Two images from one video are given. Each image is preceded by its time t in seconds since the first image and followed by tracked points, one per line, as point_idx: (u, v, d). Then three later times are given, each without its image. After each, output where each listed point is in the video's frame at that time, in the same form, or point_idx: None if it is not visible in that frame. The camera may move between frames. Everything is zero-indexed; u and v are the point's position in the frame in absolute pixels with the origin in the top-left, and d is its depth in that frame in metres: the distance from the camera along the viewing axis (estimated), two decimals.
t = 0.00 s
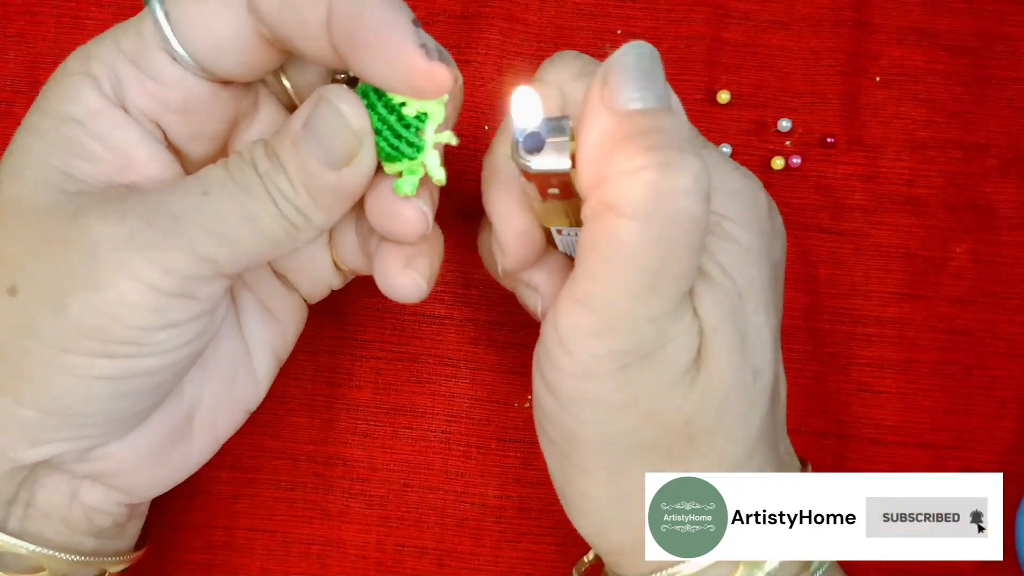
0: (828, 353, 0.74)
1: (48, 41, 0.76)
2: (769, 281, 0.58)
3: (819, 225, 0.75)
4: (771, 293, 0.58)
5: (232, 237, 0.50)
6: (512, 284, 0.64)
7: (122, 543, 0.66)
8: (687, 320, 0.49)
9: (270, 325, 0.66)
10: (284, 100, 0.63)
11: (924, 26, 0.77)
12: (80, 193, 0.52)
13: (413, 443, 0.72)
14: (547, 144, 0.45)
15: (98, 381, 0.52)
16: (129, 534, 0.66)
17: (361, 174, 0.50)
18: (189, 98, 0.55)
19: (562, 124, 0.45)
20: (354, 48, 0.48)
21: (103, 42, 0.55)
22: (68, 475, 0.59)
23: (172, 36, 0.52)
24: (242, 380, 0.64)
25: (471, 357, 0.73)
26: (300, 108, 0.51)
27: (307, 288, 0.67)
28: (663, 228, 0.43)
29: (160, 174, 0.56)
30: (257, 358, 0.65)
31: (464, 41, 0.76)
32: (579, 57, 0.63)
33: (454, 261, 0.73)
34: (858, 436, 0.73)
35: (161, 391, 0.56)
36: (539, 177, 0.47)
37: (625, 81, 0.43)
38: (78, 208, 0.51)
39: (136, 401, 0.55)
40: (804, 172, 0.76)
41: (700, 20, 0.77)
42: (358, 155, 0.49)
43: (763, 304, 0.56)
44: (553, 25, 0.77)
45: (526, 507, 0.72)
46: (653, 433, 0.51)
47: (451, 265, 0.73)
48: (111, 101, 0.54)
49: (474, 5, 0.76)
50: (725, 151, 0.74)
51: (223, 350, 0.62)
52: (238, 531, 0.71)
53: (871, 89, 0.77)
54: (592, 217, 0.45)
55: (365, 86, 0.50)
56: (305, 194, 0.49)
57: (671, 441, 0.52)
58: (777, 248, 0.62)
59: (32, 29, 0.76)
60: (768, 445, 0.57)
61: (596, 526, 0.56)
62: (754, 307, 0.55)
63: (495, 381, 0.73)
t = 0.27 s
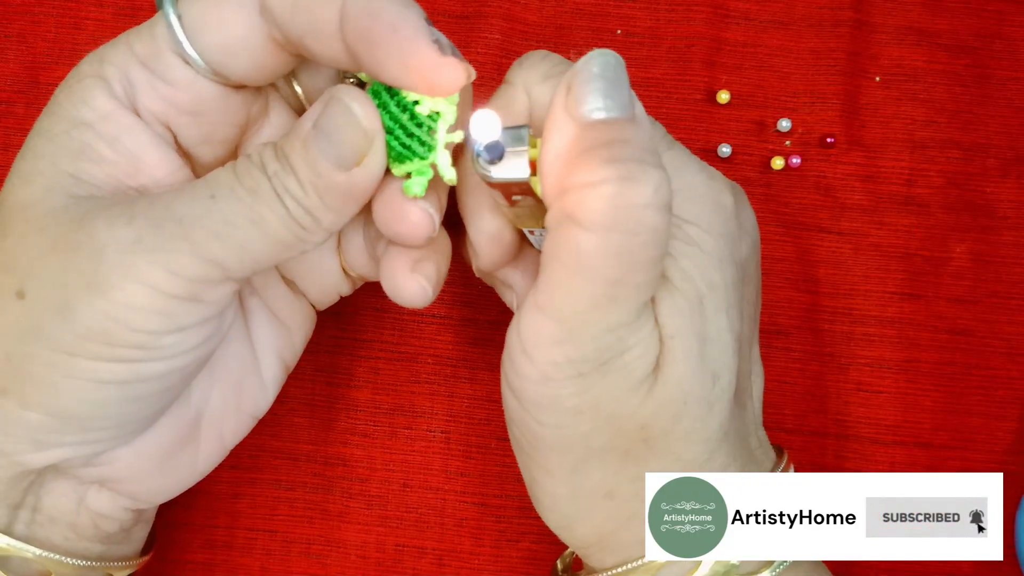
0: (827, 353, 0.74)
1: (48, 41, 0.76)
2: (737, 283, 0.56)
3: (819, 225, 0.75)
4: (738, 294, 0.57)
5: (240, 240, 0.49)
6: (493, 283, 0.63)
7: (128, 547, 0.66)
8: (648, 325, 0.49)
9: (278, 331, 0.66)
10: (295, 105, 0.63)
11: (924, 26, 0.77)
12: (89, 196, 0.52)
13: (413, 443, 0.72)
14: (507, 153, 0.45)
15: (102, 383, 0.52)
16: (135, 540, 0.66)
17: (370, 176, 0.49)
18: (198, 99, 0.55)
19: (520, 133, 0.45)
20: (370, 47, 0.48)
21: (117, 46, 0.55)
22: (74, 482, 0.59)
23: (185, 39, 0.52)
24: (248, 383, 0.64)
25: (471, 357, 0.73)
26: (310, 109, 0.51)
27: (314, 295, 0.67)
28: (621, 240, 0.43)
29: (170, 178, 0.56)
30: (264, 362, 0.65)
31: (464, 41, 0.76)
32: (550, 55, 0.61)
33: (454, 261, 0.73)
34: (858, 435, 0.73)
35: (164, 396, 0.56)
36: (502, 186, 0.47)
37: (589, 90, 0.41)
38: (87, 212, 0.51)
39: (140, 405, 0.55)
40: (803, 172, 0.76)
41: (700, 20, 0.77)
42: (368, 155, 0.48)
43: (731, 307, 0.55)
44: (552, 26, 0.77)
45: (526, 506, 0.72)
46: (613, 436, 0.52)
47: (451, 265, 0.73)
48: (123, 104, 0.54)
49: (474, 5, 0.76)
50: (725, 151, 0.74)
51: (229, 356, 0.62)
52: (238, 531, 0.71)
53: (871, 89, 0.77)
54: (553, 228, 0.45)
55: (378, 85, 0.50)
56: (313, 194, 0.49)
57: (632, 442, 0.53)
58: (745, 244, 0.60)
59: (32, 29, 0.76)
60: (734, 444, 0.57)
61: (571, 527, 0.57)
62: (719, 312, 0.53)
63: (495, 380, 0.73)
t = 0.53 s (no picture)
0: (827, 353, 0.74)
1: (48, 41, 0.76)
2: (729, 285, 0.56)
3: (819, 225, 0.75)
4: (731, 296, 0.57)
5: (239, 238, 0.49)
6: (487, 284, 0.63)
7: (129, 548, 0.66)
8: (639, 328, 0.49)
9: (280, 333, 0.66)
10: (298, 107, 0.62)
11: (924, 26, 0.77)
12: (91, 195, 0.52)
13: (413, 443, 0.72)
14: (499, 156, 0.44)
15: (100, 381, 0.52)
16: (137, 540, 0.67)
17: (369, 173, 0.49)
18: (201, 99, 0.55)
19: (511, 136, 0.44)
20: (370, 44, 0.48)
21: (121, 47, 0.55)
22: (76, 481, 0.59)
23: (187, 39, 0.52)
24: (249, 384, 0.64)
25: (471, 357, 0.73)
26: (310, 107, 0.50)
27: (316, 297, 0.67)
28: (613, 243, 0.43)
29: (172, 178, 0.56)
30: (265, 362, 0.65)
31: (464, 42, 0.76)
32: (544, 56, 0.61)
33: (453, 261, 0.73)
34: (858, 436, 0.73)
35: (163, 394, 0.56)
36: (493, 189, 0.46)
37: (579, 93, 0.42)
38: (89, 211, 0.51)
39: (137, 403, 0.54)
40: (803, 172, 0.76)
41: (700, 20, 0.77)
42: (366, 152, 0.48)
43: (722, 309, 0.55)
44: (552, 26, 0.76)
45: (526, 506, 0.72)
46: (605, 438, 0.52)
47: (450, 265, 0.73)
48: (127, 105, 0.54)
49: (473, 5, 0.76)
50: (725, 151, 0.74)
51: (230, 356, 0.62)
52: (238, 531, 0.71)
53: (871, 89, 0.77)
54: (544, 231, 0.45)
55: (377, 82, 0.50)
56: (312, 192, 0.48)
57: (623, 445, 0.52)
58: (738, 246, 0.60)
59: (32, 29, 0.76)
60: (726, 444, 0.57)
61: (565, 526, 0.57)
62: (710, 314, 0.53)
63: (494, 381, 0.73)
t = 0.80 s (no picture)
0: (827, 353, 0.74)
1: (48, 41, 0.76)
2: (725, 282, 0.56)
3: (820, 225, 0.75)
4: (727, 293, 0.56)
5: (235, 236, 0.49)
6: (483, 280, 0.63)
7: (128, 546, 0.66)
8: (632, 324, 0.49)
9: (279, 332, 0.66)
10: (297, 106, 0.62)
11: (925, 26, 0.77)
12: (88, 193, 0.52)
13: (413, 443, 0.72)
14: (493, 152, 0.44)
15: (96, 377, 0.52)
16: (135, 539, 0.66)
17: (365, 170, 0.49)
18: (199, 98, 0.55)
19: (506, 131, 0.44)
20: (365, 42, 0.48)
21: (121, 46, 0.55)
22: (71, 478, 0.60)
23: (186, 38, 0.52)
24: (247, 383, 0.64)
25: (470, 357, 0.73)
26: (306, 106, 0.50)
27: (315, 297, 0.67)
28: (606, 239, 0.43)
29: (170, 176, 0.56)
30: (264, 362, 0.65)
31: (463, 42, 0.76)
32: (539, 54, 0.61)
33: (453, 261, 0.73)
34: (858, 435, 0.73)
35: (159, 392, 0.56)
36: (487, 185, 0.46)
37: (574, 90, 0.42)
38: (85, 209, 0.51)
39: (133, 400, 0.54)
40: (803, 172, 0.76)
41: (700, 20, 0.77)
42: (361, 150, 0.48)
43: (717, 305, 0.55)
44: (552, 26, 0.76)
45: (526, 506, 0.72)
46: (599, 434, 0.52)
47: (450, 265, 0.73)
48: (126, 104, 0.55)
49: (473, 5, 0.76)
50: (725, 151, 0.74)
51: (228, 355, 0.62)
52: (238, 531, 0.71)
53: (871, 89, 0.77)
54: (537, 228, 0.45)
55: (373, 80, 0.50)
56: (308, 190, 0.48)
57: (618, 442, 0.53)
58: (734, 242, 0.60)
59: (31, 29, 0.76)
60: (722, 442, 0.57)
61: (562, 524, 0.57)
62: (705, 311, 0.53)
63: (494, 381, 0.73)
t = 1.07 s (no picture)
0: (827, 353, 0.74)
1: (48, 41, 0.76)
2: (733, 279, 0.57)
3: (820, 225, 0.75)
4: (736, 291, 0.57)
5: (233, 238, 0.49)
6: (479, 279, 0.63)
7: (128, 547, 0.66)
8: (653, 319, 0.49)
9: (280, 334, 0.66)
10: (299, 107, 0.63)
11: (925, 26, 0.77)
12: (87, 193, 0.52)
13: (413, 443, 0.72)
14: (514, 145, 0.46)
15: (92, 378, 0.52)
16: (135, 539, 0.67)
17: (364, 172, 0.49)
18: (200, 99, 0.55)
19: (528, 125, 0.46)
20: (366, 43, 0.48)
21: (124, 47, 0.55)
22: (69, 478, 0.60)
23: (187, 39, 0.52)
24: (246, 385, 0.64)
25: (470, 357, 0.73)
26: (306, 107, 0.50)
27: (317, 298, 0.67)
28: (636, 231, 0.43)
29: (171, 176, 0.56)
30: (264, 364, 0.65)
31: (464, 42, 0.76)
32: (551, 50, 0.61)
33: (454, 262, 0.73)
34: (858, 435, 0.73)
35: (155, 393, 0.56)
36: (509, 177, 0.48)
37: (596, 84, 0.43)
38: (85, 209, 0.51)
39: (129, 401, 0.54)
40: (803, 172, 0.76)
41: (700, 20, 0.77)
42: (359, 151, 0.48)
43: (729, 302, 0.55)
44: (552, 26, 0.77)
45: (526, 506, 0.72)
46: (619, 432, 0.51)
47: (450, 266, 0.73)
48: (127, 104, 0.55)
49: (474, 5, 0.76)
50: (725, 151, 0.74)
51: (228, 356, 0.62)
52: (238, 531, 0.71)
53: (871, 89, 0.77)
54: (563, 220, 0.45)
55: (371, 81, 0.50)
56: (306, 192, 0.48)
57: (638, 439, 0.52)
58: (739, 243, 0.60)
59: (32, 29, 0.76)
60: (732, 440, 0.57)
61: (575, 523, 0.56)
62: (719, 307, 0.54)
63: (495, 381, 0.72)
